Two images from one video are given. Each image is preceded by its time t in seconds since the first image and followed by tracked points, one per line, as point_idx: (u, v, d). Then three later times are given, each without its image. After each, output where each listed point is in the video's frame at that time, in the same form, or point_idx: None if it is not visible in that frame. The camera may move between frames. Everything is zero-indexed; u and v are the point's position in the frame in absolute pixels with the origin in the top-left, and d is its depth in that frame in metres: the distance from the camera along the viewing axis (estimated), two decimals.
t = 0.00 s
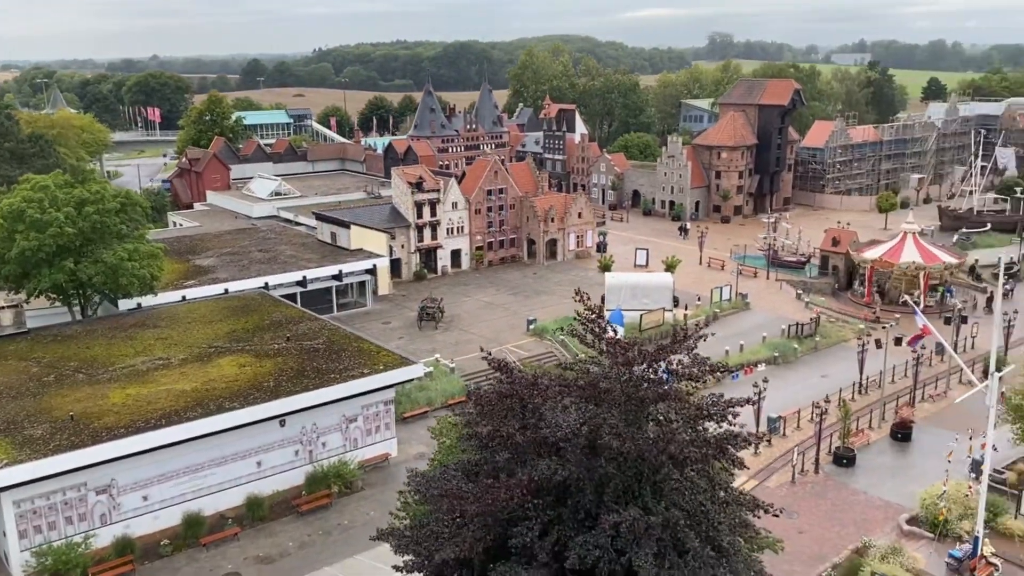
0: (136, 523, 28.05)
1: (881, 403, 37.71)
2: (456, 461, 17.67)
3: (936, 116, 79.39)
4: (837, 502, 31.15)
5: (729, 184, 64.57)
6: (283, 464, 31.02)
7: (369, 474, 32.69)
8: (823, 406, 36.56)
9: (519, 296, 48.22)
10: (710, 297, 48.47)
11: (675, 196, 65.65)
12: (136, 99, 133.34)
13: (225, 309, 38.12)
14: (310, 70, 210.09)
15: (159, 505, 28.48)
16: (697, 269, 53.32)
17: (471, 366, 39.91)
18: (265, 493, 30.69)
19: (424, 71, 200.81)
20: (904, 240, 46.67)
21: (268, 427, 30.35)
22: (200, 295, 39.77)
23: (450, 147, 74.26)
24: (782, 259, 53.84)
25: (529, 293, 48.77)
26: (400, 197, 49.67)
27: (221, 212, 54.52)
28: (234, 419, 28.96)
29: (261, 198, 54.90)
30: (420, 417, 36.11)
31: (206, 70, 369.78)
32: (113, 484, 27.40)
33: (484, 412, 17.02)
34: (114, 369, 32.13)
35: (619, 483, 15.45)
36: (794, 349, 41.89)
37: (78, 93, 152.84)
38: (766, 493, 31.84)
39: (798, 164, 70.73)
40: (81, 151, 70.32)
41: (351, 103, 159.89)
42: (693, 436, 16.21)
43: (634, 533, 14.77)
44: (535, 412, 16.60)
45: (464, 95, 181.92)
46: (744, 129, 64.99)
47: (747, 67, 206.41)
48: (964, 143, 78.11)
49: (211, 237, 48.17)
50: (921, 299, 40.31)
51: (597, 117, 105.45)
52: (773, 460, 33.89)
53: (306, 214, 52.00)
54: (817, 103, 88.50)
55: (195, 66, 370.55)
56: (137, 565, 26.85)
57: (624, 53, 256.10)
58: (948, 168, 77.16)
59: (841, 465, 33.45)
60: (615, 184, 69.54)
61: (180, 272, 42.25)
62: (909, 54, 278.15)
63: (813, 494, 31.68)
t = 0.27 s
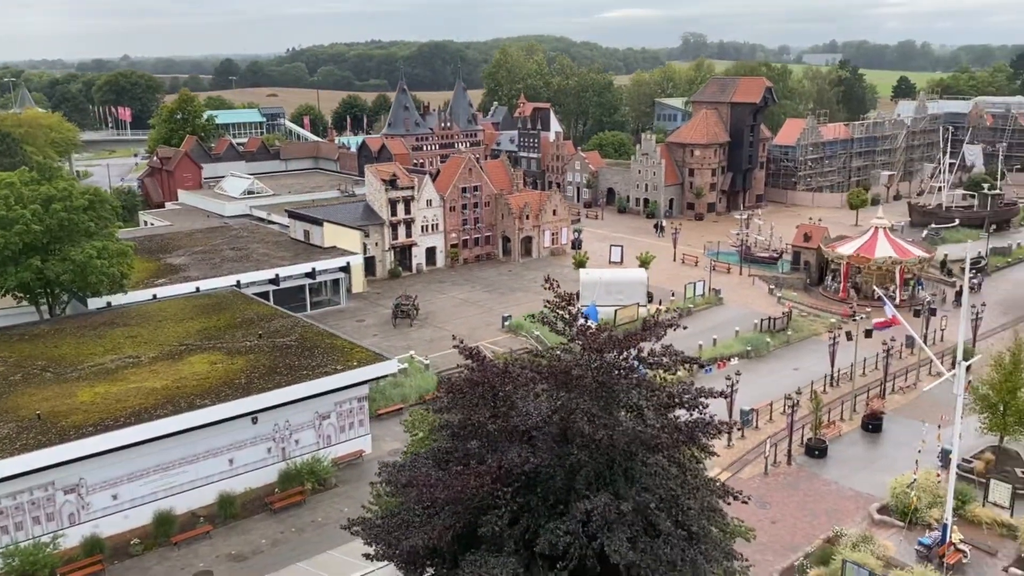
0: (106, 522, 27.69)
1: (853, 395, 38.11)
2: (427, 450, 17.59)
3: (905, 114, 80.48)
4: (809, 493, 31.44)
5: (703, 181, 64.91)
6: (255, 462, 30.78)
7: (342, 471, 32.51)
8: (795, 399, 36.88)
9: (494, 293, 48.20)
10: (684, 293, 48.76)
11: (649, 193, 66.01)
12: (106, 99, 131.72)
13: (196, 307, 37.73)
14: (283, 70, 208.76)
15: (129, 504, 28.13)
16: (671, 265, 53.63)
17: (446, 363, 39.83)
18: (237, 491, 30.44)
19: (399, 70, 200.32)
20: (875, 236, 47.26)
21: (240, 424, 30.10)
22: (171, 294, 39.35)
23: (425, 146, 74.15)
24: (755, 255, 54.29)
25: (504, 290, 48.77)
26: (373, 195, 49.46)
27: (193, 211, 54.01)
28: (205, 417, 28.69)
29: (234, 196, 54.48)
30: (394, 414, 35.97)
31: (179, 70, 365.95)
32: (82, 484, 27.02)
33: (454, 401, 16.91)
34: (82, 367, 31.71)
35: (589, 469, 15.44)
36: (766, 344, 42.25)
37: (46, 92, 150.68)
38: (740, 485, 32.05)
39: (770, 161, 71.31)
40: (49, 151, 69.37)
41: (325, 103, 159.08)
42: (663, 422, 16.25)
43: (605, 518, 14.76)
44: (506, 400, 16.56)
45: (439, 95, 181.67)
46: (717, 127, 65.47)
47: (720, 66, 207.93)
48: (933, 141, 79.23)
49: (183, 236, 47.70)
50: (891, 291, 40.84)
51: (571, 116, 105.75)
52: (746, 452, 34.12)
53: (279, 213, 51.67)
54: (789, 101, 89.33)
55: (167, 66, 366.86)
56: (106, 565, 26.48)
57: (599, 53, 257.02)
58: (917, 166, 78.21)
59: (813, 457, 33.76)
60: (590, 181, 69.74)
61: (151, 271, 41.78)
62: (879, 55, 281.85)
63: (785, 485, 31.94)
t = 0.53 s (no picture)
0: (74, 522, 27.30)
1: (824, 387, 38.48)
2: (398, 439, 17.48)
3: (875, 112, 81.46)
4: (782, 484, 31.68)
5: (676, 178, 65.34)
6: (227, 460, 30.50)
7: (316, 468, 32.28)
8: (768, 391, 37.17)
9: (469, 290, 48.13)
10: (658, 288, 49.02)
11: (623, 191, 66.30)
12: (76, 98, 130.14)
13: (167, 306, 37.31)
14: (256, 70, 207.44)
15: (98, 504, 27.74)
16: (646, 262, 53.88)
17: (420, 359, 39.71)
18: (209, 490, 30.14)
19: (373, 70, 199.57)
20: (848, 232, 47.73)
21: (211, 422, 29.81)
22: (141, 292, 38.88)
23: (399, 144, 73.96)
24: (728, 251, 54.76)
25: (478, 287, 48.72)
26: (347, 192, 49.24)
27: (164, 210, 53.46)
28: (175, 414, 28.37)
29: (205, 195, 53.98)
30: (368, 411, 35.79)
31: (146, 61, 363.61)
32: (49, 483, 26.59)
33: (425, 390, 16.78)
34: (49, 366, 31.23)
35: (559, 456, 15.41)
36: (739, 338, 42.58)
37: (13, 92, 148.52)
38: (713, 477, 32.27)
39: (743, 159, 71.88)
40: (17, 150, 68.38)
41: (299, 102, 158.24)
42: (633, 409, 16.26)
43: (576, 505, 14.72)
44: (476, 388, 16.47)
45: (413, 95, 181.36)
46: (690, 124, 65.89)
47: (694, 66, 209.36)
48: (903, 139, 80.21)
49: (153, 235, 47.19)
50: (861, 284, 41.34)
51: (546, 115, 106.00)
52: (719, 444, 34.32)
53: (252, 211, 51.28)
54: (761, 99, 90.11)
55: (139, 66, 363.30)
56: (75, 565, 26.06)
57: (574, 53, 257.85)
58: (888, 163, 79.17)
59: (785, 448, 34.04)
60: (564, 179, 69.90)
61: (120, 270, 41.25)
62: (850, 55, 285.18)
63: (758, 476, 32.19)
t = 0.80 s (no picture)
0: (41, 523, 26.83)
1: (797, 380, 38.82)
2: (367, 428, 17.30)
3: (846, 110, 82.34)
4: (755, 475, 31.89)
5: (651, 176, 65.67)
6: (199, 458, 30.17)
7: (289, 466, 32.03)
8: (741, 385, 37.42)
9: (444, 288, 48.02)
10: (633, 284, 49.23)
11: (597, 188, 66.52)
12: (44, 97, 128.38)
13: (137, 304, 36.86)
14: (229, 69, 205.79)
15: (66, 504, 27.29)
16: (620, 259, 54.10)
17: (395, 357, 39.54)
18: (180, 488, 29.79)
19: (347, 70, 198.67)
20: (821, 226, 48.32)
21: (181, 420, 29.46)
22: (110, 291, 38.37)
23: (373, 142, 73.75)
24: (702, 247, 55.14)
25: (453, 284, 48.62)
26: (320, 190, 48.96)
27: (134, 209, 52.87)
28: (145, 412, 28.01)
29: (176, 194, 53.46)
30: (341, 409, 35.55)
31: (116, 61, 359.43)
32: (15, 483, 26.11)
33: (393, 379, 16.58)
34: (15, 365, 30.70)
35: (530, 442, 15.38)
36: (713, 332, 42.85)
37: None
38: (687, 470, 32.44)
39: (716, 157, 72.41)
40: None
41: (272, 102, 157.20)
42: (604, 396, 16.29)
43: (547, 491, 14.70)
44: (446, 375, 16.37)
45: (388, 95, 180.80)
46: (664, 122, 66.23)
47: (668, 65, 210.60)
48: (874, 136, 81.14)
49: (123, 234, 46.64)
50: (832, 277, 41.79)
51: (521, 113, 106.14)
52: (693, 437, 34.50)
53: (224, 210, 50.86)
54: (734, 98, 90.81)
55: (109, 66, 359.04)
56: (42, 566, 25.63)
57: (548, 53, 258.35)
58: (859, 160, 80.01)
59: (758, 440, 34.30)
60: (539, 177, 70.01)
61: (89, 268, 40.69)
62: (821, 56, 288.27)
63: (731, 468, 32.41)
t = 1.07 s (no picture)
0: (8, 523, 26.38)
1: (769, 373, 39.17)
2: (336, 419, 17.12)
3: (818, 109, 83.22)
4: (728, 467, 32.14)
5: (625, 174, 66.00)
6: (170, 456, 29.86)
7: (262, 463, 31.80)
8: (714, 378, 37.70)
9: (418, 285, 47.93)
10: (607, 281, 49.44)
11: (572, 186, 66.75)
12: (11, 97, 126.54)
13: (106, 303, 36.42)
14: (201, 68, 204.02)
15: (34, 504, 26.85)
16: (595, 255, 54.32)
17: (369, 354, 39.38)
18: (151, 487, 29.46)
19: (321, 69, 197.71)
20: (795, 221, 48.62)
21: (152, 417, 29.14)
22: (79, 290, 37.86)
23: (346, 141, 73.56)
24: (675, 244, 55.53)
25: (428, 282, 48.53)
26: (293, 187, 48.68)
27: (104, 209, 52.27)
28: (114, 410, 27.67)
29: (147, 193, 52.93)
30: (315, 406, 35.35)
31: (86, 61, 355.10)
32: None
33: (362, 368, 16.40)
34: None
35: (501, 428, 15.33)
36: (686, 327, 43.13)
37: None
38: (661, 463, 32.62)
39: (689, 155, 72.94)
40: None
41: (246, 101, 156.12)
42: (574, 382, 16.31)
43: (517, 477, 14.62)
44: (417, 364, 16.24)
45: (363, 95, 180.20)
46: (638, 120, 66.59)
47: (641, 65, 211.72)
48: (844, 134, 82.08)
49: (93, 233, 46.08)
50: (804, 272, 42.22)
51: (495, 112, 106.25)
52: (667, 430, 34.72)
53: (196, 208, 50.44)
54: (707, 96, 91.50)
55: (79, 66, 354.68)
56: (9, 567, 25.21)
57: (523, 53, 258.77)
58: (830, 158, 80.86)
59: (731, 433, 34.57)
60: (514, 176, 70.11)
61: (58, 267, 40.17)
62: (793, 57, 291.28)
63: (705, 460, 32.65)
